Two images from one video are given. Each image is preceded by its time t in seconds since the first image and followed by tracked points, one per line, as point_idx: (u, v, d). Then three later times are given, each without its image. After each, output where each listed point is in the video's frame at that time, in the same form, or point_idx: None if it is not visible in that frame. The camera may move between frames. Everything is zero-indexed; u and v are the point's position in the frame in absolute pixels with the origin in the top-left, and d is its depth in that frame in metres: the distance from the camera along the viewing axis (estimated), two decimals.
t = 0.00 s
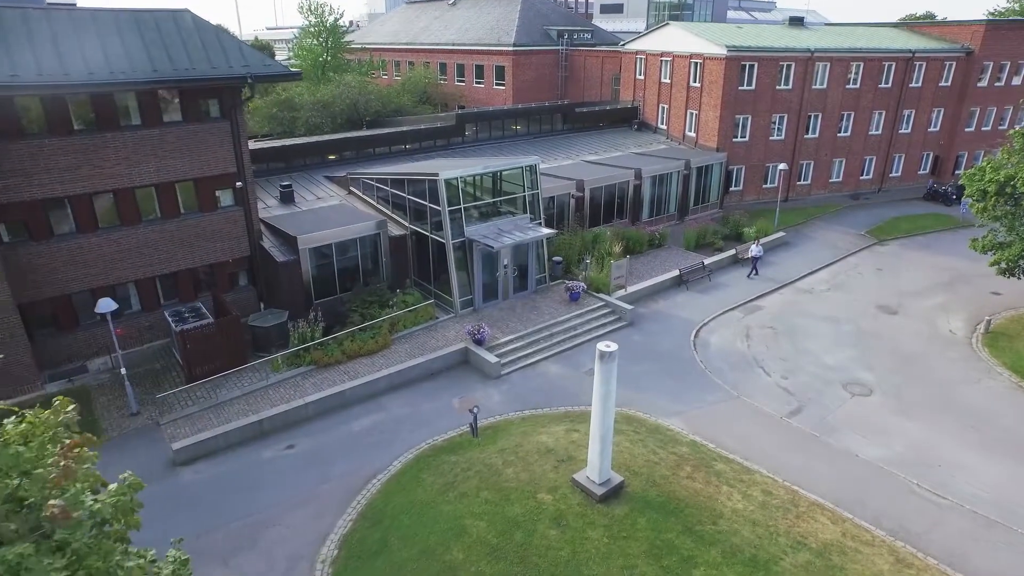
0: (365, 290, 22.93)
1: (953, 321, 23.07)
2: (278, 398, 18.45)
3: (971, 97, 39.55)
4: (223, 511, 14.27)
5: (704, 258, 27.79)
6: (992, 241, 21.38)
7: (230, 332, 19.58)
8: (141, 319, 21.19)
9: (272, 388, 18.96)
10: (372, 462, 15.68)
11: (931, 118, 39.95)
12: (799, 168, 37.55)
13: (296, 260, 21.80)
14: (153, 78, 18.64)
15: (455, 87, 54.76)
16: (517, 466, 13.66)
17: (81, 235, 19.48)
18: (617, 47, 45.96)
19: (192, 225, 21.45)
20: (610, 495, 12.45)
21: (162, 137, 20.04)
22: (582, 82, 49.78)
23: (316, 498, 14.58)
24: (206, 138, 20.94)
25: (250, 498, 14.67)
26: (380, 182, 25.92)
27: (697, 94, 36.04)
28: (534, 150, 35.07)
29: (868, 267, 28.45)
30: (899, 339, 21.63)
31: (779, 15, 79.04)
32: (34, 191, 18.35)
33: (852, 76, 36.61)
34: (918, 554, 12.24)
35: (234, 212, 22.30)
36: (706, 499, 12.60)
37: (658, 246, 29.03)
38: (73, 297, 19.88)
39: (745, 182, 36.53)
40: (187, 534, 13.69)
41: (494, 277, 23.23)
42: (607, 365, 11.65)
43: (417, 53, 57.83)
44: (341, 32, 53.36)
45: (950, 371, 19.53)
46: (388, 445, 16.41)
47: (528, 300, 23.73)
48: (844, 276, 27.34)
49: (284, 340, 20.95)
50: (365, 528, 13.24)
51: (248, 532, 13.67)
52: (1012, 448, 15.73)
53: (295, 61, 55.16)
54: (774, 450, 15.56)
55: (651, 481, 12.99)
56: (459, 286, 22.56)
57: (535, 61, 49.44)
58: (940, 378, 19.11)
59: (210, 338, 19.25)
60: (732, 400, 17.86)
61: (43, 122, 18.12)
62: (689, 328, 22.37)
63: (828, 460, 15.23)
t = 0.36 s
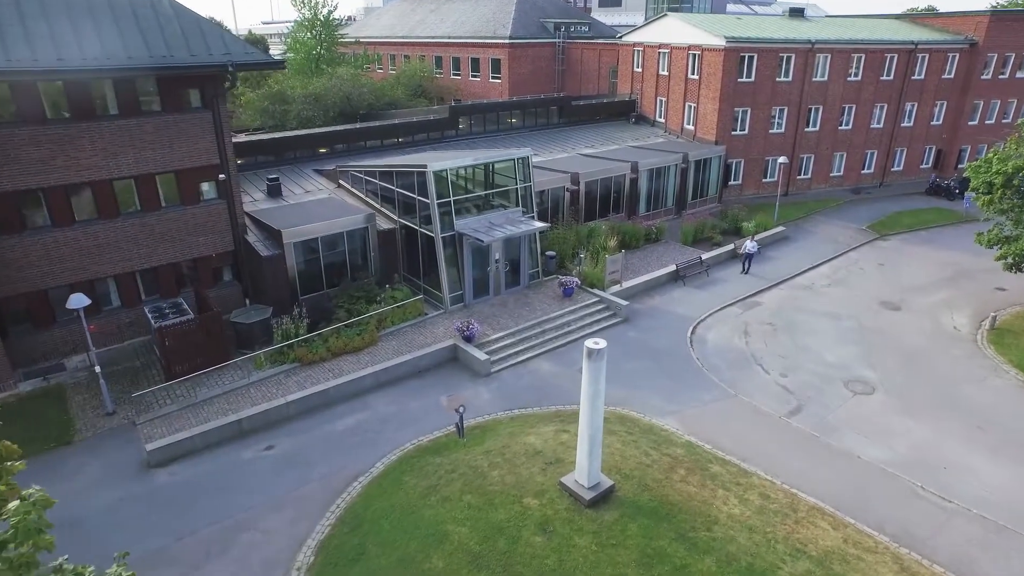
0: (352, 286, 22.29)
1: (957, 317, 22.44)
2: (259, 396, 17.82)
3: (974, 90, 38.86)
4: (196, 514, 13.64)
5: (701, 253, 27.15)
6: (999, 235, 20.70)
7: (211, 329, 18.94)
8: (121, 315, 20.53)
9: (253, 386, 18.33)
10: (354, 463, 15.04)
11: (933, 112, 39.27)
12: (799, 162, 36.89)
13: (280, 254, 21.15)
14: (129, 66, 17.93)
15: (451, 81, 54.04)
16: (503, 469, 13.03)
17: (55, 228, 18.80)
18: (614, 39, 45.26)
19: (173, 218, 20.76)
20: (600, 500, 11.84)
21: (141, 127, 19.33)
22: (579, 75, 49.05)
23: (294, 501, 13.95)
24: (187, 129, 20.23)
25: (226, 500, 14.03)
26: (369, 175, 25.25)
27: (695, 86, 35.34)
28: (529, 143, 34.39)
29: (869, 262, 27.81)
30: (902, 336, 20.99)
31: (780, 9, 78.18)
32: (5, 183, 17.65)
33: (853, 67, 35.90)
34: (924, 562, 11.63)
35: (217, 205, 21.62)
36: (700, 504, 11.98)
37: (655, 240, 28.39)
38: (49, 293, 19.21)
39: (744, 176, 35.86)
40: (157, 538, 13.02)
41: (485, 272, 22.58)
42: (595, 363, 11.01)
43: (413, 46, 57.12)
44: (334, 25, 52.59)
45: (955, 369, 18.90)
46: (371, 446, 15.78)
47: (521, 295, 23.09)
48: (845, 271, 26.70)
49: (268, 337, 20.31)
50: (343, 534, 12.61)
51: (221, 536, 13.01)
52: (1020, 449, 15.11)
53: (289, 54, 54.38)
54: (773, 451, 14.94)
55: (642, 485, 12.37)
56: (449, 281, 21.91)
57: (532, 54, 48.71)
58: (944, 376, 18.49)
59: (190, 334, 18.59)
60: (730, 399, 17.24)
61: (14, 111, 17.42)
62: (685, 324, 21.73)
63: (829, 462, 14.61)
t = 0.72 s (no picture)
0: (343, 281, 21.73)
1: (963, 313, 21.88)
2: (245, 395, 17.27)
3: (979, 82, 38.23)
4: (176, 517, 13.09)
5: (701, 248, 26.59)
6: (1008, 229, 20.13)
7: (196, 325, 18.37)
8: (105, 312, 19.95)
9: (240, 384, 17.77)
10: (341, 465, 14.51)
11: (937, 105, 38.63)
12: (801, 156, 36.30)
13: (268, 248, 20.58)
14: (110, 52, 17.30)
15: (448, 74, 53.39)
16: (495, 471, 12.48)
17: (35, 221, 18.20)
18: (614, 32, 44.61)
19: (158, 212, 20.18)
20: (595, 504, 11.30)
21: (124, 118, 18.72)
22: (578, 68, 48.40)
23: (278, 504, 13.40)
24: (172, 120, 19.63)
25: (207, 503, 13.47)
26: (361, 168, 24.67)
27: (696, 79, 34.73)
28: (526, 137, 33.78)
29: (872, 257, 27.25)
30: (907, 332, 20.43)
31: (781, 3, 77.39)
32: None
33: (856, 60, 35.28)
34: (935, 569, 11.10)
35: (204, 198, 21.03)
36: (701, 508, 11.43)
37: (654, 235, 27.82)
38: (30, 288, 18.64)
39: (745, 170, 35.27)
40: (134, 543, 12.45)
41: (480, 267, 22.02)
42: (590, 361, 10.44)
43: (410, 40, 56.43)
44: (330, 18, 51.87)
45: (962, 366, 18.36)
46: (360, 446, 15.23)
47: (516, 291, 22.53)
48: (848, 266, 26.12)
49: (256, 334, 19.74)
50: (327, 539, 12.07)
51: (201, 541, 12.46)
52: None
53: (284, 48, 53.67)
54: (776, 452, 14.39)
55: (640, 488, 11.83)
56: (442, 276, 21.36)
57: (530, 48, 48.04)
58: (952, 373, 17.94)
59: (175, 331, 18.02)
60: (731, 397, 16.69)
61: None
62: (685, 321, 21.17)
63: (835, 463, 14.06)
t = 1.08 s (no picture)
0: (337, 277, 21.17)
1: (972, 311, 21.34)
2: (233, 395, 16.73)
3: (985, 76, 37.61)
4: (158, 524, 12.56)
5: (703, 244, 26.03)
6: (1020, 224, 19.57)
7: (183, 323, 17.84)
8: (91, 309, 19.40)
9: (229, 384, 17.23)
10: (331, 468, 13.99)
11: (942, 99, 38.03)
12: (804, 151, 35.72)
13: (259, 244, 20.03)
14: (91, 40, 16.70)
15: (446, 68, 52.76)
16: (490, 476, 11.95)
17: (17, 216, 17.64)
18: (614, 25, 43.95)
19: (145, 206, 19.61)
20: (595, 511, 10.78)
21: (109, 109, 18.13)
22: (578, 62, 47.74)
23: (264, 510, 12.87)
24: (159, 112, 19.05)
25: (192, 508, 12.96)
26: (355, 161, 24.09)
27: (697, 72, 34.13)
28: (525, 131, 33.18)
29: (878, 253, 26.69)
30: (915, 330, 19.91)
31: None
32: None
33: (861, 53, 34.67)
34: None
35: (193, 193, 20.47)
36: (705, 516, 10.91)
37: (655, 230, 27.26)
38: (13, 286, 18.09)
39: (747, 165, 34.69)
40: (113, 551, 11.92)
41: (476, 263, 21.46)
42: (590, 362, 9.88)
43: (408, 33, 55.74)
44: (327, 11, 51.17)
45: (972, 365, 17.83)
46: (351, 449, 14.70)
47: (514, 287, 21.97)
48: (853, 263, 25.57)
49: (246, 332, 19.20)
50: (315, 547, 11.56)
51: (183, 549, 11.94)
52: None
53: (280, 42, 52.97)
54: (782, 454, 13.87)
55: (642, 494, 11.30)
56: (438, 273, 20.80)
57: (529, 41, 47.38)
58: (961, 372, 17.43)
59: (161, 329, 17.48)
60: (735, 397, 16.16)
61: None
62: (687, 318, 20.62)
63: (844, 466, 13.52)
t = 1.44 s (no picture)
0: (329, 274, 20.60)
1: (982, 308, 20.76)
2: (220, 395, 16.20)
3: (992, 68, 36.93)
4: (137, 531, 12.03)
5: (705, 240, 25.44)
6: None
7: (169, 321, 17.29)
8: (75, 307, 18.85)
9: (216, 384, 16.70)
10: (319, 473, 13.46)
11: (948, 92, 37.35)
12: (807, 145, 35.10)
13: (249, 239, 19.48)
14: (71, 28, 16.11)
15: (445, 62, 52.06)
16: (483, 483, 11.41)
17: None
18: (614, 17, 43.27)
19: (131, 201, 19.03)
20: (593, 521, 10.24)
21: (91, 100, 17.53)
22: (578, 55, 47.05)
23: (248, 517, 12.33)
24: (144, 103, 18.45)
25: (173, 515, 12.42)
26: (349, 155, 23.50)
27: (699, 64, 33.48)
28: (524, 124, 32.57)
29: (883, 249, 26.12)
30: (923, 328, 19.34)
31: None
32: None
33: (865, 45, 34.00)
34: None
35: (181, 187, 19.90)
36: (709, 525, 10.37)
37: (656, 226, 26.68)
38: None
39: (750, 160, 34.08)
40: (87, 561, 11.38)
41: (472, 259, 20.90)
42: (587, 364, 9.32)
43: (406, 27, 55.02)
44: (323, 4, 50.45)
45: (983, 364, 17.27)
46: (340, 452, 14.16)
47: (511, 284, 21.41)
48: (858, 258, 24.99)
49: (235, 330, 18.66)
50: (299, 557, 11.04)
51: (162, 558, 11.41)
52: None
53: (276, 35, 52.26)
54: (789, 458, 13.34)
55: (642, 502, 10.75)
56: (432, 269, 20.23)
57: (528, 34, 46.68)
58: (972, 372, 16.88)
59: (146, 328, 16.94)
60: (738, 398, 15.62)
61: None
62: (689, 316, 20.06)
63: (853, 471, 12.98)
